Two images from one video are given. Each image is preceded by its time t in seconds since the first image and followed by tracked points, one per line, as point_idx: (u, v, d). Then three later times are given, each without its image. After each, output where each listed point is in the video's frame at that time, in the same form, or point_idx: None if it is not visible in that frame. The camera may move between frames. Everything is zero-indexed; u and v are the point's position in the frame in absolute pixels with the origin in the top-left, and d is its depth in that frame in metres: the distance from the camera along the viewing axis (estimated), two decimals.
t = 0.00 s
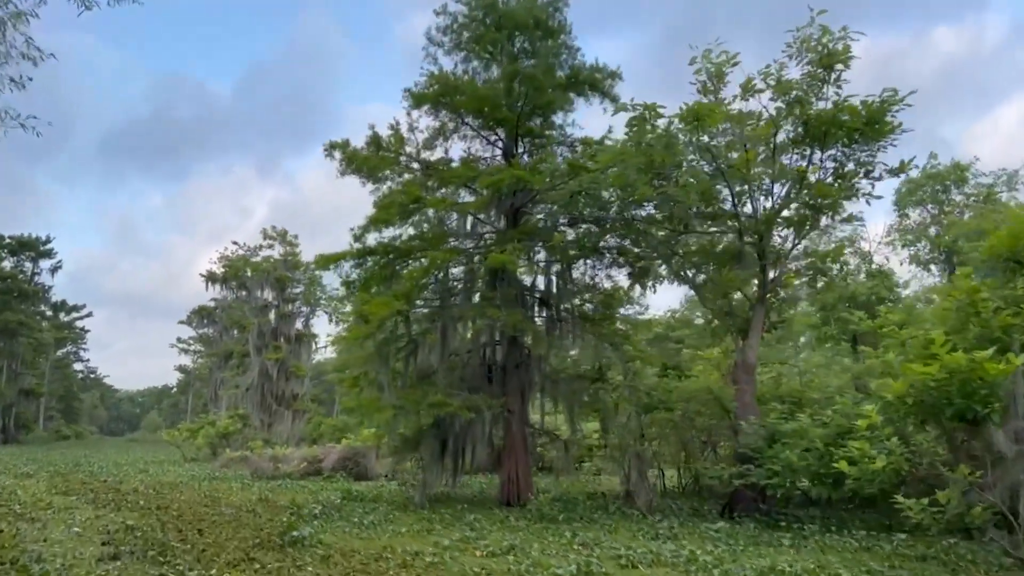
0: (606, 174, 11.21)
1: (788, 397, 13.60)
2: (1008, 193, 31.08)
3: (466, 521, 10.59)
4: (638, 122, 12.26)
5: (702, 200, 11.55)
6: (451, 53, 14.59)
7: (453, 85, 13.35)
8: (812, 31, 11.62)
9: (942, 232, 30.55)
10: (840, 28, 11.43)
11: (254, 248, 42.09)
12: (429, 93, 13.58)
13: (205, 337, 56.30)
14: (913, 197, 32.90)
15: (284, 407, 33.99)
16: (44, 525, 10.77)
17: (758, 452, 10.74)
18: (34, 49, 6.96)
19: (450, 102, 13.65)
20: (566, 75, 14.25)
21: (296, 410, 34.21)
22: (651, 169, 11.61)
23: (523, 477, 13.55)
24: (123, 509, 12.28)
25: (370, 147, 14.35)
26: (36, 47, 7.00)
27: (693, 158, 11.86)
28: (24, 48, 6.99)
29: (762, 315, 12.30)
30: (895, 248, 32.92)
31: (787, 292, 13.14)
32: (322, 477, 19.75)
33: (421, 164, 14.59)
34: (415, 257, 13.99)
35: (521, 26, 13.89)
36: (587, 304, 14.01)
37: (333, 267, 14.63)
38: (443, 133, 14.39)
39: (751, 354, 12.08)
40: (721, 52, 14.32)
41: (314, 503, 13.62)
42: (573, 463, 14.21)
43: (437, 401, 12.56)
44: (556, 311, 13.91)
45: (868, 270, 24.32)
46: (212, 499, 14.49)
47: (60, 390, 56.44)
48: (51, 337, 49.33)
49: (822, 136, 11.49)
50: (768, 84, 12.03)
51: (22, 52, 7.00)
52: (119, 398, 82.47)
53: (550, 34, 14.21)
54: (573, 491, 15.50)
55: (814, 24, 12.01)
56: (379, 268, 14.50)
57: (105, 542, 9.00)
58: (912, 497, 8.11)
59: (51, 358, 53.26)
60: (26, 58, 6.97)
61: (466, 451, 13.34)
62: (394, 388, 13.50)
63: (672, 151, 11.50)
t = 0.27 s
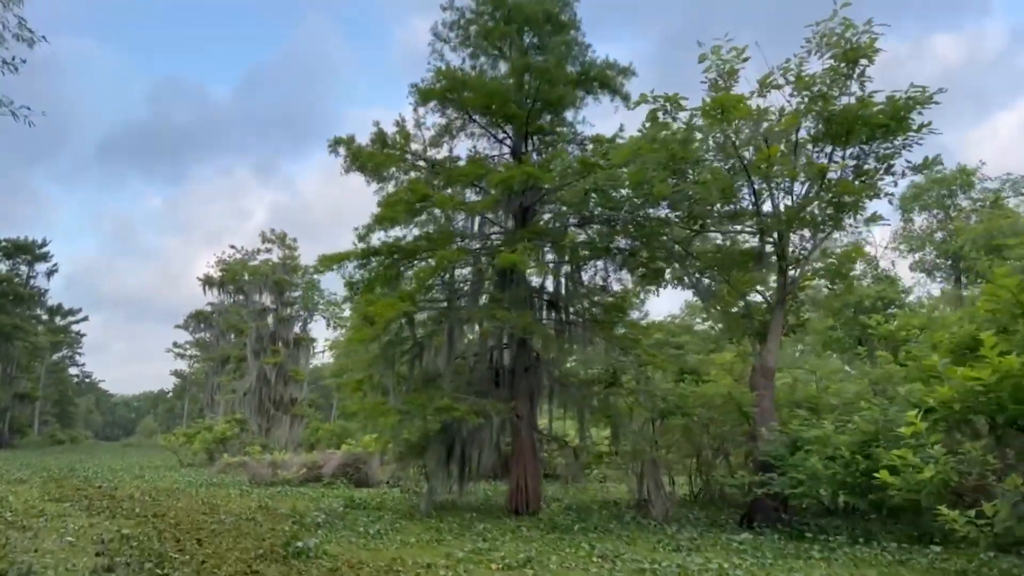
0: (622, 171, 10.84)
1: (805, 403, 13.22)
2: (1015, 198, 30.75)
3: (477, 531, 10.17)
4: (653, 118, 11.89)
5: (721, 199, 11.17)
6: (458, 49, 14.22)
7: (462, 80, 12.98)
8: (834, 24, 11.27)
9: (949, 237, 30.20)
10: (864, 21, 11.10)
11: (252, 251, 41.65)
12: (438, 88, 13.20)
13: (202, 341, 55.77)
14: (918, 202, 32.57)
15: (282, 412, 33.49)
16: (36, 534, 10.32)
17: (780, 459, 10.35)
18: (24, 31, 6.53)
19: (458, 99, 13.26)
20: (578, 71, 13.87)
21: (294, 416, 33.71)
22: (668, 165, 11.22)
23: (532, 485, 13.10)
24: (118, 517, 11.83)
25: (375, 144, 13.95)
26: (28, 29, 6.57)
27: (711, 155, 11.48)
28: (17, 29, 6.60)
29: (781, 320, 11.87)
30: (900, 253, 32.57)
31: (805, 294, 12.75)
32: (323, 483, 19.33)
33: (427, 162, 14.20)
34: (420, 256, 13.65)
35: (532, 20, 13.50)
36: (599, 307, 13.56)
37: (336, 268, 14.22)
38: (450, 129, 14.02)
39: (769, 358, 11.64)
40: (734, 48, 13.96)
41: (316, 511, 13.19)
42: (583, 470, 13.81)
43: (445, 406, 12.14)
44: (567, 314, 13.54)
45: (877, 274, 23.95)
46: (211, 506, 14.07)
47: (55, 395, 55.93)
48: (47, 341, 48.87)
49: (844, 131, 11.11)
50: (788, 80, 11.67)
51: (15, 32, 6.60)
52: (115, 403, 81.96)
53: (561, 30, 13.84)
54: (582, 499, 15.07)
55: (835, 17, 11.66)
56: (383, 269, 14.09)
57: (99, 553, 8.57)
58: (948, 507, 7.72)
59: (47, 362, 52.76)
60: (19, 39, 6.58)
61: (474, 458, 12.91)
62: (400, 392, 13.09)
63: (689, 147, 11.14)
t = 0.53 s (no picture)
0: (644, 165, 10.44)
1: (827, 406, 12.80)
2: None
3: (492, 538, 9.76)
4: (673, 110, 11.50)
5: (745, 193, 10.79)
6: (469, 41, 13.82)
7: (475, 73, 12.59)
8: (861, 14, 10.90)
9: (960, 238, 29.77)
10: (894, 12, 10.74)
11: (254, 253, 41.26)
12: (449, 80, 12.81)
13: (203, 344, 55.36)
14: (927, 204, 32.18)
15: (284, 415, 33.07)
16: (33, 540, 9.91)
17: (808, 465, 9.94)
18: (23, 7, 6.13)
19: (469, 92, 12.86)
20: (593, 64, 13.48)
21: (296, 419, 33.20)
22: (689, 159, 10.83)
23: (546, 490, 12.64)
24: (118, 523, 11.41)
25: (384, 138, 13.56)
26: (27, 4, 6.17)
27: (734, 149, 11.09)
28: (16, 4, 6.20)
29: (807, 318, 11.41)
30: (910, 256, 32.17)
31: (828, 293, 12.35)
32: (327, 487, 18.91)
33: (437, 157, 13.79)
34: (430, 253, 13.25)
35: (546, 11, 13.12)
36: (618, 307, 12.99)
37: (344, 266, 13.82)
38: (461, 124, 13.62)
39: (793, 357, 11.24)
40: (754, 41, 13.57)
41: (323, 516, 12.77)
42: (598, 475, 13.38)
43: (457, 408, 11.73)
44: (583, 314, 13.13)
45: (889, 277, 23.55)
46: (213, 511, 13.65)
47: (55, 397, 55.51)
48: (47, 343, 48.49)
49: (872, 123, 10.73)
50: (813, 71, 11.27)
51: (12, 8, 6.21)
52: (114, 406, 81.53)
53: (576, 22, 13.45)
54: (594, 505, 14.64)
55: (862, 8, 11.29)
56: (393, 267, 13.69)
57: (99, 561, 8.15)
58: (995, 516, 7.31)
59: (46, 364, 52.36)
60: (16, 15, 6.19)
61: (485, 462, 12.48)
62: (409, 394, 12.67)
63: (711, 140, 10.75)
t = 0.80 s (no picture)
0: (671, 154, 10.02)
1: (855, 406, 12.35)
2: None
3: (514, 543, 9.36)
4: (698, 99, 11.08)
5: (775, 183, 10.36)
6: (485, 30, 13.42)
7: (492, 62, 12.19)
8: None
9: (977, 237, 29.22)
10: None
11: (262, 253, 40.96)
12: (464, 70, 12.42)
13: (209, 345, 55.08)
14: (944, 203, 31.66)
15: (291, 416, 32.69)
16: (36, 544, 9.54)
17: (843, 467, 9.50)
18: None
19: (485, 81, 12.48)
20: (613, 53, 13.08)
21: (304, 419, 32.86)
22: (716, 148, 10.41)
23: (565, 492, 12.26)
24: (125, 526, 11.03)
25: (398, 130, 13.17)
26: None
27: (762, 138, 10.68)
28: None
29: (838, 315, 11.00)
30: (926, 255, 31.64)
31: (858, 289, 11.91)
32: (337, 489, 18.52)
33: (451, 149, 13.40)
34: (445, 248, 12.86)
35: None
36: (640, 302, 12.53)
37: (356, 261, 13.46)
38: (476, 116, 13.23)
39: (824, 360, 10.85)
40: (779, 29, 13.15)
41: (335, 519, 12.37)
42: (618, 477, 12.95)
43: (474, 408, 11.33)
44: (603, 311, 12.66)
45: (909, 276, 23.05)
46: (222, 514, 13.27)
47: (61, 398, 55.29)
48: (53, 344, 48.27)
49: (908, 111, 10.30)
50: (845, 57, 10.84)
51: None
52: (120, 407, 81.36)
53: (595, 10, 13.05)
54: (613, 508, 14.21)
55: None
56: (406, 262, 13.30)
57: (105, 566, 7.77)
58: None
59: (53, 365, 52.16)
60: None
61: (503, 463, 12.08)
62: (424, 393, 12.27)
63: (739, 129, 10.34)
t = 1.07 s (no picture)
0: (704, 139, 9.58)
1: (892, 403, 11.85)
2: None
3: (541, 547, 8.94)
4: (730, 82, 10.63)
5: (813, 169, 9.89)
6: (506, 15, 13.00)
7: (513, 46, 11.78)
8: None
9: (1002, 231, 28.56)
10: None
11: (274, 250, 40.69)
12: (485, 56, 12.01)
13: (221, 343, 54.93)
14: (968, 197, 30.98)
15: (303, 414, 32.35)
16: (46, 546, 9.19)
17: (888, 466, 9.03)
18: None
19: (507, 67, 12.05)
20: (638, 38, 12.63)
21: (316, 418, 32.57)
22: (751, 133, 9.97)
23: (590, 493, 11.81)
24: (137, 527, 10.66)
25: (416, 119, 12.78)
26: None
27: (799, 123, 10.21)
28: None
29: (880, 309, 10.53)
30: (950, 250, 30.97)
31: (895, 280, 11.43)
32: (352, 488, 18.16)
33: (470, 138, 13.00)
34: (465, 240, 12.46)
35: None
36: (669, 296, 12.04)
37: (373, 255, 13.09)
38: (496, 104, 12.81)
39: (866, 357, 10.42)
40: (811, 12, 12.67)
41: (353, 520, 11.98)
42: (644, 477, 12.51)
43: (497, 405, 10.91)
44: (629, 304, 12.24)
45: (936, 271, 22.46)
46: (237, 514, 12.92)
47: (74, 397, 55.28)
48: (66, 343, 48.21)
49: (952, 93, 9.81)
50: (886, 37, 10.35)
51: None
52: (133, 406, 81.47)
53: None
54: (638, 508, 13.76)
55: None
56: (424, 255, 12.90)
57: (116, 570, 7.39)
58: None
59: (66, 364, 52.15)
60: None
61: (526, 463, 11.65)
62: (444, 389, 11.87)
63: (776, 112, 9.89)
